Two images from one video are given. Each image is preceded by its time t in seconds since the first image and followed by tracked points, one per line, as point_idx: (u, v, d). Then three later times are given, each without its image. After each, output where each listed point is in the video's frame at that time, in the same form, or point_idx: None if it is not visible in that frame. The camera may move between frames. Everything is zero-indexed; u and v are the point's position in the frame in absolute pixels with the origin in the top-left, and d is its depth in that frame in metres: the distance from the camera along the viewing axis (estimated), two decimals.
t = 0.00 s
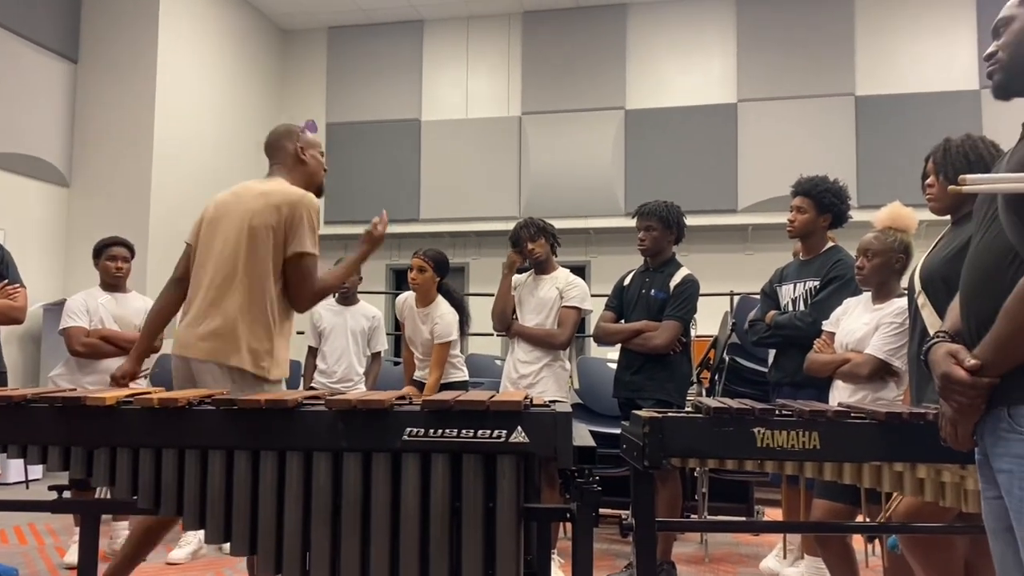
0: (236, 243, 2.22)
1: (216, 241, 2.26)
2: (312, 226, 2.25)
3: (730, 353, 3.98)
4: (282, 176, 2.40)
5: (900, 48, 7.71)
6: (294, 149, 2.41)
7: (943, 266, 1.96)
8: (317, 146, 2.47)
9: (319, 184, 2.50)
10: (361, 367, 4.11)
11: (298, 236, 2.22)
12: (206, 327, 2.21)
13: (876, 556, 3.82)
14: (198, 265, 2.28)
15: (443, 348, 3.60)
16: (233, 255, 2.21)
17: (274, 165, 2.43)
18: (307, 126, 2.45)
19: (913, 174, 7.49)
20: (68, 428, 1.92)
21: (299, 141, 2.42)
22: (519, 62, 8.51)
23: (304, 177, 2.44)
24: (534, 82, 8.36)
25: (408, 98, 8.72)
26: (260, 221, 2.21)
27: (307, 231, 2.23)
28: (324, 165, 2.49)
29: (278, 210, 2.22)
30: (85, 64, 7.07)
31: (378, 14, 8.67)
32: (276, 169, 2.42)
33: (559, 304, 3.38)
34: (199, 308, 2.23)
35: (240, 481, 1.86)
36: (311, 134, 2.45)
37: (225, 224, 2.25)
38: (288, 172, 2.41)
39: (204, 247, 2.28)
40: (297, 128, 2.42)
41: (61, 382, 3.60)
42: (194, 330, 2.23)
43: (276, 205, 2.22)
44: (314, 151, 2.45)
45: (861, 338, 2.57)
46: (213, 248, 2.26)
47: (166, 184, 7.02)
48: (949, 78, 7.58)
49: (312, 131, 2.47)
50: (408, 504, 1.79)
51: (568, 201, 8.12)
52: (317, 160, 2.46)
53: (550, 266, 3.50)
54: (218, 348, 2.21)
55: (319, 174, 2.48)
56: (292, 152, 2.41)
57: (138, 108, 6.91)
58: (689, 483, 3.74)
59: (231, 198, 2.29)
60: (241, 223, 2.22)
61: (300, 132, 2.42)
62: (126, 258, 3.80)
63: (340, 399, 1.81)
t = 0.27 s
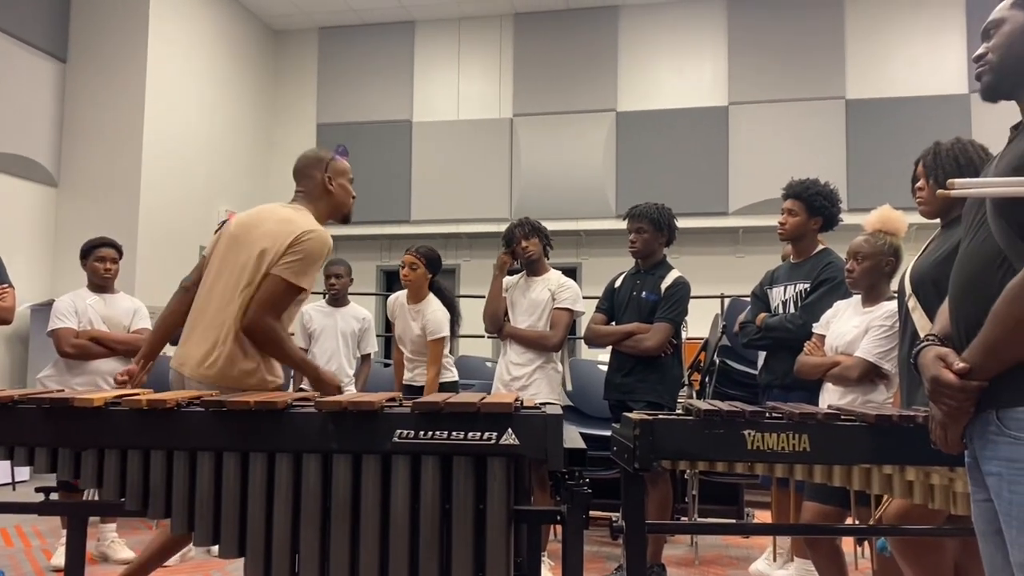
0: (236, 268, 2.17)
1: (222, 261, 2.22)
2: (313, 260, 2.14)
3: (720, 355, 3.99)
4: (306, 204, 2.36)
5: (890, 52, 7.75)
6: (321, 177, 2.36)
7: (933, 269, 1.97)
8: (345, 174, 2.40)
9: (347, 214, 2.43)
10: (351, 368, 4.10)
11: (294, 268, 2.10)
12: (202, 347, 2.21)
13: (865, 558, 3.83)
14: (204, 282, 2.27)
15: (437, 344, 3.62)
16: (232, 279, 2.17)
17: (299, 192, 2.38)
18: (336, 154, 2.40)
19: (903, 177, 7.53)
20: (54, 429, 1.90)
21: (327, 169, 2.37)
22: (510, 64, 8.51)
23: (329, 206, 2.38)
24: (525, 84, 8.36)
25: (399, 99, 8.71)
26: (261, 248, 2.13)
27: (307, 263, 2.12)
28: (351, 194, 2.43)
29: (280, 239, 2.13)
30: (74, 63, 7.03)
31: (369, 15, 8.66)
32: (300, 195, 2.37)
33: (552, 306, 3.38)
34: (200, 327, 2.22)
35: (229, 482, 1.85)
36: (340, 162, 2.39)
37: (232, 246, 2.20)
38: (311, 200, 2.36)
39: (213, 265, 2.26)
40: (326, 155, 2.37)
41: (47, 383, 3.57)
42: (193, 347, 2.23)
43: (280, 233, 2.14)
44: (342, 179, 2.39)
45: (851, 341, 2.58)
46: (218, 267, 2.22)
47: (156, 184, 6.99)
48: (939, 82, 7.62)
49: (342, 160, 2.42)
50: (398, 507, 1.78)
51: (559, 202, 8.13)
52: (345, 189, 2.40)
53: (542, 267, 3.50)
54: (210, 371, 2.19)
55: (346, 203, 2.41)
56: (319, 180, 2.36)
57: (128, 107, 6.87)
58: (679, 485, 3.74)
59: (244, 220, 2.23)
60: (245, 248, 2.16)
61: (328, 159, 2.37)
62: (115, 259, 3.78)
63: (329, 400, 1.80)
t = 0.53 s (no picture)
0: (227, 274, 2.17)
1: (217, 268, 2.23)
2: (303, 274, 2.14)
3: (712, 357, 4.00)
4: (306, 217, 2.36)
5: (882, 56, 7.79)
6: (323, 191, 2.36)
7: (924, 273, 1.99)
8: (347, 189, 2.39)
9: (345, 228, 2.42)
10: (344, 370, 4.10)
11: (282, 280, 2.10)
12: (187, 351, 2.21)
13: (856, 559, 3.84)
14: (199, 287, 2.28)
15: (436, 327, 3.63)
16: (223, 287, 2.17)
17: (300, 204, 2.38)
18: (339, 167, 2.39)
19: (894, 181, 7.56)
20: (45, 430, 1.89)
21: (329, 183, 2.36)
22: (503, 65, 8.52)
23: (329, 220, 2.38)
24: (518, 86, 8.37)
25: (391, 100, 8.71)
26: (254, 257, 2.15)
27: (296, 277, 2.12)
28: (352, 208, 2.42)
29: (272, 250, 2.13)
30: (66, 63, 7.00)
31: (362, 16, 8.65)
32: (301, 207, 2.38)
33: (546, 307, 3.38)
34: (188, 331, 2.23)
35: (220, 483, 1.85)
36: (342, 176, 2.39)
37: (229, 253, 2.22)
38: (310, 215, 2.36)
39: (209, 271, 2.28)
40: (328, 169, 2.37)
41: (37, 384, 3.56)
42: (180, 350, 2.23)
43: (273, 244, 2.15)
44: (343, 194, 2.38)
45: (842, 344, 2.59)
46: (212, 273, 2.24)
47: (148, 184, 6.97)
48: (930, 86, 7.66)
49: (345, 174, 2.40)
50: (390, 508, 1.78)
51: (551, 204, 8.14)
52: (346, 203, 2.39)
53: (536, 269, 3.50)
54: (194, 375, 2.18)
55: (344, 218, 2.40)
56: (320, 195, 2.36)
57: (120, 108, 6.85)
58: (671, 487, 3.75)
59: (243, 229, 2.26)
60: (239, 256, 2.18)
61: (331, 174, 2.36)
62: (108, 260, 3.76)
63: (322, 402, 1.80)
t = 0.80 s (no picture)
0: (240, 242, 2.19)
1: (220, 237, 2.22)
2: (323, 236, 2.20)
3: (705, 359, 4.00)
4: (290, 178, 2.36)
5: (875, 58, 7.81)
6: (308, 152, 2.37)
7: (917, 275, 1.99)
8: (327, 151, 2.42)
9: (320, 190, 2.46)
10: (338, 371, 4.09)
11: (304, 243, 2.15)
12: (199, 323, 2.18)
13: (848, 561, 3.85)
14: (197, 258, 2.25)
15: (433, 325, 3.68)
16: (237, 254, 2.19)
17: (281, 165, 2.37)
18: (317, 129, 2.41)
19: (888, 183, 7.59)
20: (37, 431, 1.88)
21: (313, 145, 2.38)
22: (497, 67, 8.52)
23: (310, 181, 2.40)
24: (513, 87, 8.37)
25: (385, 101, 8.70)
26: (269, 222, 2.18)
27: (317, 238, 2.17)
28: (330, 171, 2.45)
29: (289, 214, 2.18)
30: (59, 62, 6.98)
31: (356, 17, 8.65)
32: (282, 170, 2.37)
33: (540, 308, 3.38)
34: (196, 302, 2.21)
35: (213, 484, 1.84)
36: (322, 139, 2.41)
37: (229, 219, 2.22)
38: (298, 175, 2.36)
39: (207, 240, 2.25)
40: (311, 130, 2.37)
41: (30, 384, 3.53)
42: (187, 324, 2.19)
43: (286, 208, 2.19)
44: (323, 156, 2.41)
45: (835, 345, 2.59)
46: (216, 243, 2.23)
47: (141, 184, 6.94)
48: (924, 88, 7.68)
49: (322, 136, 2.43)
50: (383, 510, 1.78)
51: (545, 205, 8.14)
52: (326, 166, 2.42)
53: (530, 270, 3.51)
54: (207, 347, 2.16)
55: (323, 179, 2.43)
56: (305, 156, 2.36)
57: (113, 107, 6.84)
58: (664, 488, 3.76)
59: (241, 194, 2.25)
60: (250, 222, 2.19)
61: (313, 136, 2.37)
62: (101, 261, 3.75)
63: (315, 402, 1.79)
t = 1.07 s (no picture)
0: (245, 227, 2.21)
1: (217, 224, 2.22)
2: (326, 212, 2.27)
3: (700, 359, 4.01)
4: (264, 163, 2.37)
5: (870, 61, 7.83)
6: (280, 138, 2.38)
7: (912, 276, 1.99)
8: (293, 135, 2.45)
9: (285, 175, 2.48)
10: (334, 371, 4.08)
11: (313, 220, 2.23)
12: (207, 313, 2.18)
13: (842, 562, 3.86)
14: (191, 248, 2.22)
15: (428, 324, 3.72)
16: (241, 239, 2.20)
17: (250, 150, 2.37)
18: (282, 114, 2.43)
19: (883, 184, 7.60)
20: (31, 431, 1.88)
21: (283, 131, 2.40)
22: (493, 67, 8.52)
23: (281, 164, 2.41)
24: (508, 88, 8.38)
25: (381, 101, 8.70)
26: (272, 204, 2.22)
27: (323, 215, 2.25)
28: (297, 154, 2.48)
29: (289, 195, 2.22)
30: (54, 61, 6.97)
31: (352, 17, 8.64)
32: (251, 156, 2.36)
33: (536, 309, 3.38)
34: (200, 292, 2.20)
35: (208, 485, 1.84)
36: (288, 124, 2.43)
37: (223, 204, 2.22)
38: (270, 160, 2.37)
39: (199, 229, 2.23)
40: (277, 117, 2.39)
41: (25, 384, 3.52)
42: (193, 315, 2.18)
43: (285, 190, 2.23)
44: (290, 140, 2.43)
45: (829, 346, 2.60)
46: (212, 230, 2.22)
47: (136, 184, 6.93)
48: (918, 91, 7.71)
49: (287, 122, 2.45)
50: (378, 510, 1.77)
51: (541, 206, 8.15)
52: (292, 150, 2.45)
53: (526, 270, 3.52)
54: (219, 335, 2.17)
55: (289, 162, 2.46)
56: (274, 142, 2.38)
57: (107, 107, 6.82)
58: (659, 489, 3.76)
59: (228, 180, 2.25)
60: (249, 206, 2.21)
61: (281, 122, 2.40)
62: (97, 261, 3.75)
63: (310, 403, 1.79)
